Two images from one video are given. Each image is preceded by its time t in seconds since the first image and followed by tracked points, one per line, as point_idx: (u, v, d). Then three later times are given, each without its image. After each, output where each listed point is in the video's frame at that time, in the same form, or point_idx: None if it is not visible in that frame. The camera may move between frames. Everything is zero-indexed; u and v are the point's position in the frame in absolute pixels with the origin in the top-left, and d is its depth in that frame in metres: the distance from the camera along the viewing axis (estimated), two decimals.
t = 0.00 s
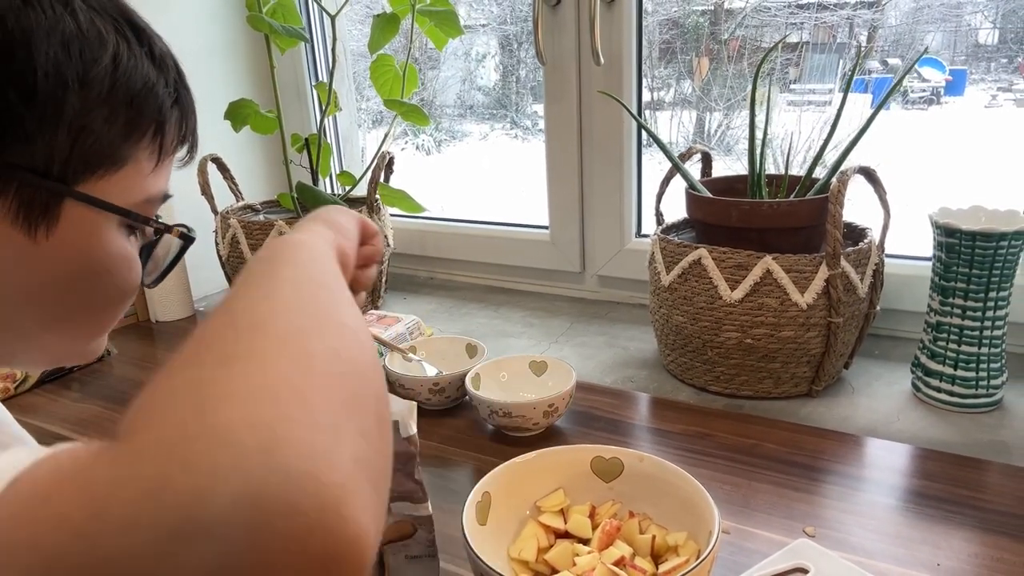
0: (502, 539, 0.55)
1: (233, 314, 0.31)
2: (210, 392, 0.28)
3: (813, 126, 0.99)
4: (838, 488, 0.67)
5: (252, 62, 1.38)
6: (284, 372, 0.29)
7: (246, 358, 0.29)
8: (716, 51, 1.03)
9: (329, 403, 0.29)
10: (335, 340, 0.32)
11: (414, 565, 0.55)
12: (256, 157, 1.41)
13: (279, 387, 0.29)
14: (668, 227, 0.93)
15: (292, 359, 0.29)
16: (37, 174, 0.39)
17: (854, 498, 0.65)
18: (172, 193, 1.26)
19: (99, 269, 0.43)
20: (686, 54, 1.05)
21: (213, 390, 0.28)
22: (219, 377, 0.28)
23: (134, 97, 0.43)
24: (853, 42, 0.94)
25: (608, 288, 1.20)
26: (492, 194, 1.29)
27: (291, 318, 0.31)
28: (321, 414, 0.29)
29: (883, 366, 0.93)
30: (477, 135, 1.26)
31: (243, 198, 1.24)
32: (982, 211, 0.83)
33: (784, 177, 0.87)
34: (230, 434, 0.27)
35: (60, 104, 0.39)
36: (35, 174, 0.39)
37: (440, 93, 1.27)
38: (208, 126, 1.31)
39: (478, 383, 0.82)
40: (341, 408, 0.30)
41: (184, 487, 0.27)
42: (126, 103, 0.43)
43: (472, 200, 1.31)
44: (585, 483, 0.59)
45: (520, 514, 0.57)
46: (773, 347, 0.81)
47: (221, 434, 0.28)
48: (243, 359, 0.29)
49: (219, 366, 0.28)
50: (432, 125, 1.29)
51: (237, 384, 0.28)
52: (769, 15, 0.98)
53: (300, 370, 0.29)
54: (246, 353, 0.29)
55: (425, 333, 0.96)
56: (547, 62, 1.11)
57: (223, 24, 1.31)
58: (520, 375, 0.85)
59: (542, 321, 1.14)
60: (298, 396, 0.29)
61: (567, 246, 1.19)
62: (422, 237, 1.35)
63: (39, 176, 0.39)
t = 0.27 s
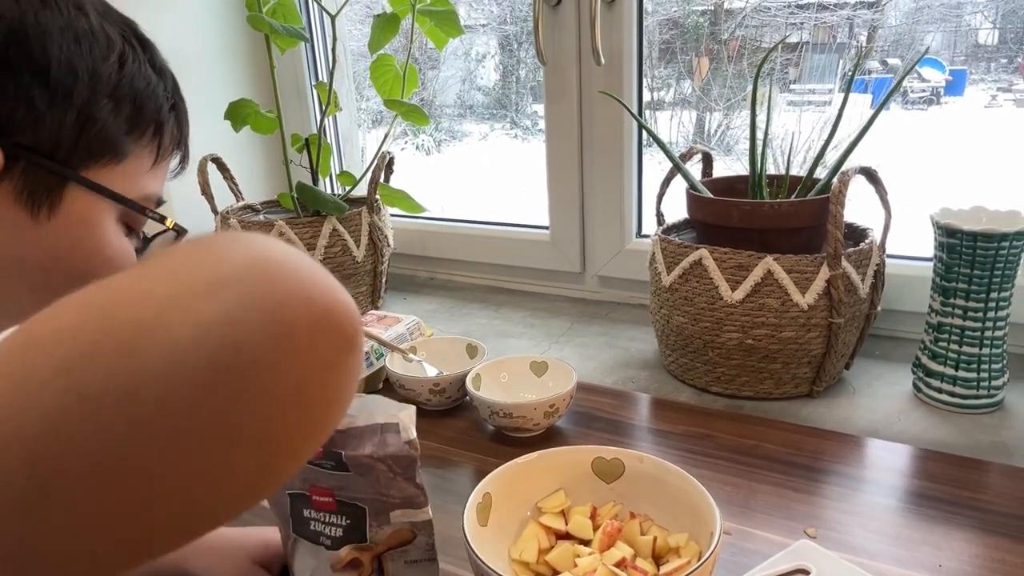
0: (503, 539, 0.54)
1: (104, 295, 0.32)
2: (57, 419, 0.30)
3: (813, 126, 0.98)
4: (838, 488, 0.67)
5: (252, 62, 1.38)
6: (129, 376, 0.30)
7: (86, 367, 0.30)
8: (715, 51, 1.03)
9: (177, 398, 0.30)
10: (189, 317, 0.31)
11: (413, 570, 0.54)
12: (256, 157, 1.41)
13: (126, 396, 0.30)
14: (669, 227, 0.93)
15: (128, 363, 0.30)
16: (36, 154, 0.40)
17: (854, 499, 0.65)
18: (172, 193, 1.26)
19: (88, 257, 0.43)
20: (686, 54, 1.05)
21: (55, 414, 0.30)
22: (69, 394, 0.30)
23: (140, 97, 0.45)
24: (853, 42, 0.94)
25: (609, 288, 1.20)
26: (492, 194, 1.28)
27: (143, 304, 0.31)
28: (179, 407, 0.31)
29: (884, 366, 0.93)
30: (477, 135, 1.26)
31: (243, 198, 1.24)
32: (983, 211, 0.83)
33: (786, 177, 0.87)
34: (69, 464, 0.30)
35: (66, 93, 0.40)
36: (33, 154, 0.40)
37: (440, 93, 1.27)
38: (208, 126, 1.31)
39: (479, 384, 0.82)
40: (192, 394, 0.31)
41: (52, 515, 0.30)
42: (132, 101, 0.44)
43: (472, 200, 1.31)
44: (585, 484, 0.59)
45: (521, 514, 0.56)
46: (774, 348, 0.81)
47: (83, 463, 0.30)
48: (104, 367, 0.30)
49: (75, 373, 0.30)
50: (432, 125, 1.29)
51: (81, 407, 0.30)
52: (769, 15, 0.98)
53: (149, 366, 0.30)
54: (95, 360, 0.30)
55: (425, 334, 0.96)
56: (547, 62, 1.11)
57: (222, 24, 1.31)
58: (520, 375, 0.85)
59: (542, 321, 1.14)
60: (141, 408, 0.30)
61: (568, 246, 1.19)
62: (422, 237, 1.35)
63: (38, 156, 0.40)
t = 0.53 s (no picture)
0: (506, 542, 0.54)
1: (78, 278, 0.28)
2: (39, 427, 0.27)
3: (813, 126, 0.98)
4: (842, 490, 0.66)
5: (252, 61, 1.37)
6: (107, 382, 0.27)
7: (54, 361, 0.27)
8: (716, 51, 1.02)
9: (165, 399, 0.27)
10: (174, 310, 0.27)
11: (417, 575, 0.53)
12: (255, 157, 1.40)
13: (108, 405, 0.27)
14: (671, 227, 0.93)
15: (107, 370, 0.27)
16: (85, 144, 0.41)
17: (858, 501, 0.65)
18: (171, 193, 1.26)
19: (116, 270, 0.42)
20: (686, 54, 1.04)
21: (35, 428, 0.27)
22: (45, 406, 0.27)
23: (172, 146, 0.49)
24: (853, 42, 0.94)
25: (610, 288, 1.20)
26: (493, 194, 1.28)
27: (120, 290, 0.27)
28: (172, 408, 0.28)
29: (887, 367, 0.93)
30: (477, 135, 1.25)
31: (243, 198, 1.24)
32: (986, 211, 0.83)
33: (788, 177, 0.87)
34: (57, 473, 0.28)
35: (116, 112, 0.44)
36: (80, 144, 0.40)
37: (440, 92, 1.26)
38: (208, 126, 1.31)
39: (480, 385, 0.82)
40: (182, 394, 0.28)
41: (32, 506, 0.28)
42: (165, 145, 0.48)
43: (472, 200, 1.31)
44: (588, 486, 0.58)
45: (524, 517, 0.56)
46: (777, 349, 0.80)
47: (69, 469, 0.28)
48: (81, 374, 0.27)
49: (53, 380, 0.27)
50: (432, 124, 1.28)
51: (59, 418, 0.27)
52: (769, 15, 0.98)
53: (131, 367, 0.27)
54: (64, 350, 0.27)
55: (426, 334, 0.96)
56: (547, 61, 1.10)
57: (222, 23, 1.31)
58: (521, 376, 0.85)
59: (543, 322, 1.14)
60: (124, 418, 0.27)
61: (568, 247, 1.19)
62: (423, 237, 1.35)
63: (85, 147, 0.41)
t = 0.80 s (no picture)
0: (507, 543, 0.54)
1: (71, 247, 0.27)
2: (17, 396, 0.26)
3: (813, 125, 0.98)
4: (843, 491, 0.66)
5: (251, 60, 1.37)
6: (96, 345, 0.26)
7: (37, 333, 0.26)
8: (716, 50, 1.02)
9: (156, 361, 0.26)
10: (163, 271, 0.26)
11: None
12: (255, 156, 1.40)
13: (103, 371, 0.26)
14: (672, 228, 0.93)
15: (98, 331, 0.26)
16: (127, 165, 0.46)
17: (859, 501, 0.65)
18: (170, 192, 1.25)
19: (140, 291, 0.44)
20: (686, 53, 1.04)
21: (21, 396, 0.26)
22: (34, 379, 0.26)
23: (192, 187, 0.54)
24: (853, 41, 0.94)
25: (610, 289, 1.20)
26: (493, 194, 1.28)
27: (109, 253, 0.27)
28: (161, 371, 0.27)
29: (888, 368, 0.93)
30: (477, 134, 1.25)
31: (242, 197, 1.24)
32: (988, 212, 0.82)
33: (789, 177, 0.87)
34: (50, 441, 0.27)
35: (153, 147, 0.50)
36: (123, 165, 0.46)
37: (439, 92, 1.26)
38: (207, 125, 1.30)
39: (480, 385, 0.82)
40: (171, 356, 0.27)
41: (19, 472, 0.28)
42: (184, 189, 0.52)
43: (472, 200, 1.31)
44: (590, 487, 0.58)
45: (525, 518, 0.56)
46: (778, 349, 0.80)
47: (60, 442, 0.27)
48: (69, 341, 0.26)
49: (50, 354, 0.26)
50: (431, 124, 1.28)
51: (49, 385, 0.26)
52: (769, 14, 0.98)
53: (123, 332, 0.26)
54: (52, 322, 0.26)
55: (426, 334, 0.96)
56: (548, 61, 1.10)
57: (221, 22, 1.30)
58: (522, 376, 0.85)
59: (543, 322, 1.14)
60: (118, 385, 0.26)
61: (569, 247, 1.19)
62: (423, 237, 1.34)
63: (127, 169, 0.46)
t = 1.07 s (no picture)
0: (506, 543, 0.54)
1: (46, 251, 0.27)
2: None
3: (811, 125, 0.98)
4: (842, 491, 0.66)
5: (250, 59, 1.37)
6: (73, 353, 0.26)
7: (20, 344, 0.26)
8: (714, 50, 1.02)
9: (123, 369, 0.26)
10: (131, 281, 0.26)
11: None
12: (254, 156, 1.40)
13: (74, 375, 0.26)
14: (671, 227, 0.93)
15: (68, 335, 0.26)
16: (129, 171, 0.46)
17: (858, 501, 0.65)
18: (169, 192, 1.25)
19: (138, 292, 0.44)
20: (684, 53, 1.04)
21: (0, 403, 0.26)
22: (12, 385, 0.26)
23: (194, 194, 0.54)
24: (851, 41, 0.94)
25: (610, 288, 1.20)
26: (492, 194, 1.28)
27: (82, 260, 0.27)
28: (127, 379, 0.27)
29: (887, 367, 0.93)
30: (476, 134, 1.25)
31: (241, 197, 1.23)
32: (987, 211, 0.83)
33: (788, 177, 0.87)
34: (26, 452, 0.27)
35: (155, 154, 0.49)
36: (124, 171, 0.45)
37: (438, 91, 1.26)
38: (206, 125, 1.30)
39: (480, 385, 0.82)
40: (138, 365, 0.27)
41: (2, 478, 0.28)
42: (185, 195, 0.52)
43: (471, 199, 1.31)
44: (589, 487, 0.58)
45: (524, 518, 0.56)
46: (778, 349, 0.80)
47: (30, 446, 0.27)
48: (38, 346, 0.26)
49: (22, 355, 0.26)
50: (431, 123, 1.28)
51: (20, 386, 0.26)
52: (767, 14, 0.98)
53: (99, 343, 0.26)
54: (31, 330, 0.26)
55: (425, 334, 0.95)
56: (547, 60, 1.10)
57: (220, 21, 1.30)
58: (521, 376, 0.85)
59: (543, 322, 1.14)
60: (95, 393, 0.26)
61: (568, 246, 1.19)
62: (422, 237, 1.34)
63: (128, 175, 0.45)
